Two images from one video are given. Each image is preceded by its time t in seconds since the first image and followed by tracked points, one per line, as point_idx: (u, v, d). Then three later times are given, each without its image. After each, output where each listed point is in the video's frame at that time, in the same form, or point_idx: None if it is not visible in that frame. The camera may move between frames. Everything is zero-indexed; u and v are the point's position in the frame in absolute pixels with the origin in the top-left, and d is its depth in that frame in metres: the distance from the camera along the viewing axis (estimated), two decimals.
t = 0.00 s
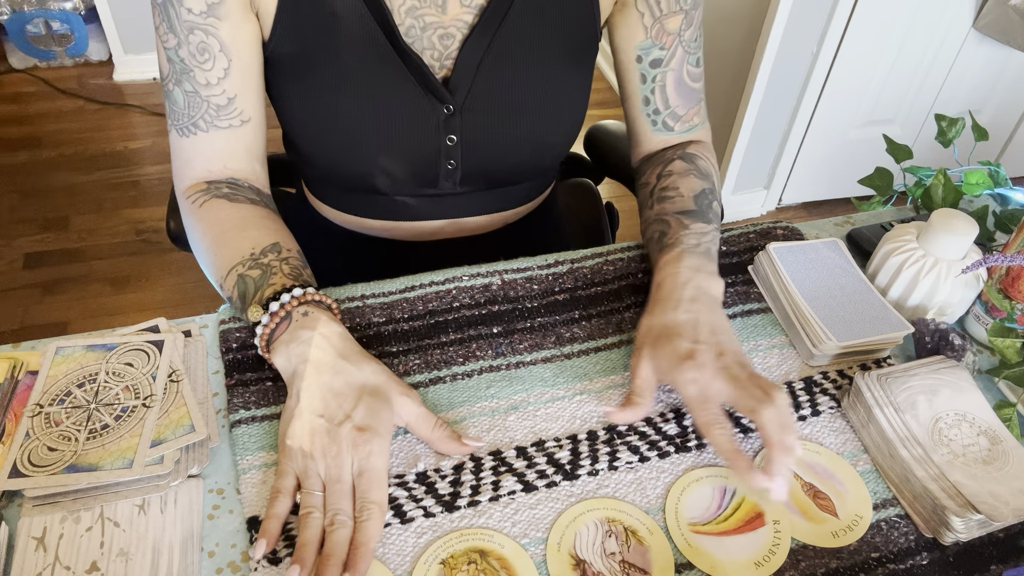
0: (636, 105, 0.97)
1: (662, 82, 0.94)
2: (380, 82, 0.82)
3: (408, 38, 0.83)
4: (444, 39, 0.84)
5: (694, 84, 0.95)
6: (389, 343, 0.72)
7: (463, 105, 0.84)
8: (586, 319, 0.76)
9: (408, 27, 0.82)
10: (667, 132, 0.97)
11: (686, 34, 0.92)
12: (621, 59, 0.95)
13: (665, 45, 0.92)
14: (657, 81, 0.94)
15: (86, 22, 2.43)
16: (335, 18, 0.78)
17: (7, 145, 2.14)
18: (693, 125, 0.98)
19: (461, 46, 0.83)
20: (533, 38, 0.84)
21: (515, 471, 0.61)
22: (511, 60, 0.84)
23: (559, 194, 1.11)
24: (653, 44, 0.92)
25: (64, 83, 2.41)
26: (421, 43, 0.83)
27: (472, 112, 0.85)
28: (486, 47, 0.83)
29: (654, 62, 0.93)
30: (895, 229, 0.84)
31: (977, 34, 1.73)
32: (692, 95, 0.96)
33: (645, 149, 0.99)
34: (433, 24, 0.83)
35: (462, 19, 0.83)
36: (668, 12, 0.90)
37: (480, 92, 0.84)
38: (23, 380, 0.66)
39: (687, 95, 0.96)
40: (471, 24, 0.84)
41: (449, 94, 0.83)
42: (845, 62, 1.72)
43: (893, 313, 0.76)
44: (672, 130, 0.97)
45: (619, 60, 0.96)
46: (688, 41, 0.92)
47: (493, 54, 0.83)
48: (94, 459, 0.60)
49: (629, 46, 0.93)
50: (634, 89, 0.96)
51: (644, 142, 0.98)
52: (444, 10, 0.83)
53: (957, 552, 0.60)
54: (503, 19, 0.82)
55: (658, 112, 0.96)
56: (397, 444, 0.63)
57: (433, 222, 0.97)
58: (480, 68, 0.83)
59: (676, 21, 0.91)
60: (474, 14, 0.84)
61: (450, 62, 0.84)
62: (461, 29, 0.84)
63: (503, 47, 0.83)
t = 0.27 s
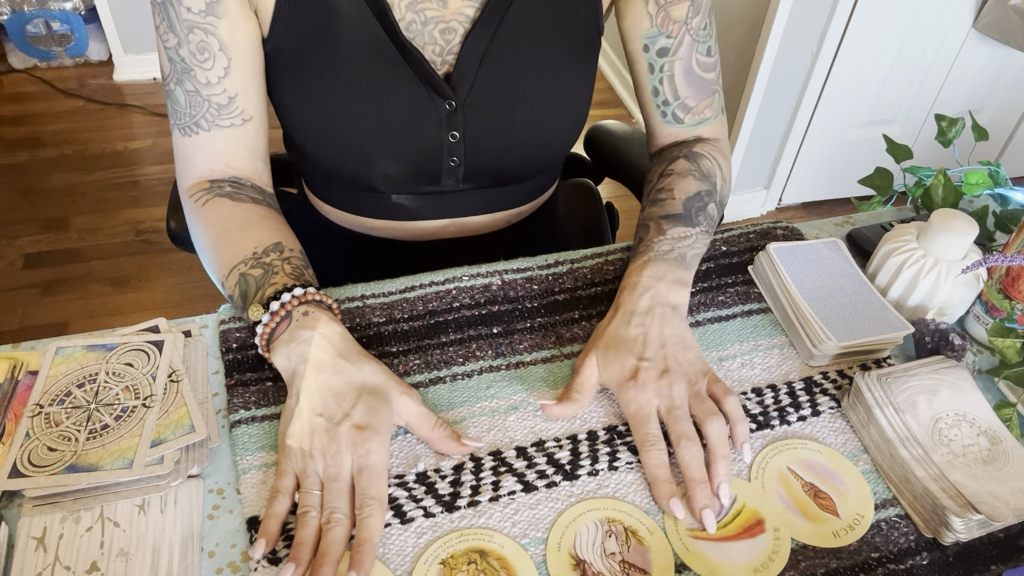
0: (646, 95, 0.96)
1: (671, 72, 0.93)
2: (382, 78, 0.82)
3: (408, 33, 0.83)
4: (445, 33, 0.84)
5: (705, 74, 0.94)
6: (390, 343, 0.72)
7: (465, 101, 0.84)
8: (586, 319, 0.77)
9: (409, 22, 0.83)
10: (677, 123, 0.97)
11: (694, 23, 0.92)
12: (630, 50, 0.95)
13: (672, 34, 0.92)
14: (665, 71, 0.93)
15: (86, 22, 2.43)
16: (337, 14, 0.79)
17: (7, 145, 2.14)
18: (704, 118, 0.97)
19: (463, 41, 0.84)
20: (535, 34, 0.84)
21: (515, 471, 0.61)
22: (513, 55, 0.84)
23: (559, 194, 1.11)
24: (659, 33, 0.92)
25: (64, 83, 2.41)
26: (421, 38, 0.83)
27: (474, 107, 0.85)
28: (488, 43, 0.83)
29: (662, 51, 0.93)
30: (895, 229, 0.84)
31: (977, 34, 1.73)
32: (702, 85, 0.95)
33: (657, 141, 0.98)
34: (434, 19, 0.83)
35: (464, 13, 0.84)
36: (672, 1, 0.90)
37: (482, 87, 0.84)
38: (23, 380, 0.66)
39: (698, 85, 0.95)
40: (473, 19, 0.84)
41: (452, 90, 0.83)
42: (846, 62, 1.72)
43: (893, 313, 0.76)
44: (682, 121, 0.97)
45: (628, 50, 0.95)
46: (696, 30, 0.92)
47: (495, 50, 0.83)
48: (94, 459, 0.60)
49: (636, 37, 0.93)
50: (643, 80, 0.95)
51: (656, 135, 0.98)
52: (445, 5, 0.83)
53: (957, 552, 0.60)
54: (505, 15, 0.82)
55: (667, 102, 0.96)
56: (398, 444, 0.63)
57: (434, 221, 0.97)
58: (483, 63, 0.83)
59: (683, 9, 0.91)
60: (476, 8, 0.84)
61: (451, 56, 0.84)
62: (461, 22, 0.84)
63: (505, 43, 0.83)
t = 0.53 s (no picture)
0: (635, 101, 0.96)
1: (662, 77, 0.94)
2: (378, 80, 0.82)
3: (406, 35, 0.83)
4: (441, 36, 0.84)
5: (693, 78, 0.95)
6: (390, 343, 0.72)
7: (461, 103, 0.84)
8: (587, 319, 0.77)
9: (406, 23, 0.82)
10: (669, 127, 0.96)
11: (683, 28, 0.92)
12: (619, 56, 0.94)
13: (663, 39, 0.92)
14: (656, 76, 0.93)
15: (86, 22, 2.43)
16: (335, 14, 0.79)
17: (7, 145, 2.14)
18: (694, 119, 0.97)
19: (459, 43, 0.83)
20: (533, 35, 0.84)
21: (515, 471, 0.61)
22: (511, 56, 0.84)
23: (558, 195, 1.11)
24: (651, 39, 0.92)
25: (64, 83, 2.41)
26: (416, 39, 0.83)
27: (470, 110, 0.85)
28: (486, 43, 0.83)
29: (653, 57, 0.93)
30: (894, 229, 0.84)
31: (977, 35, 1.73)
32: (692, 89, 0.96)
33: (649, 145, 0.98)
34: (431, 21, 0.83)
35: (461, 15, 0.83)
36: (663, 8, 0.91)
37: (479, 90, 0.84)
38: (23, 380, 0.66)
39: (687, 88, 0.95)
40: (470, 20, 0.84)
41: (447, 92, 0.83)
42: (845, 62, 1.72)
43: (894, 314, 0.76)
44: (675, 125, 0.96)
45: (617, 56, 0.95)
46: (685, 35, 0.93)
47: (492, 52, 0.83)
48: (94, 459, 0.60)
49: (626, 44, 0.93)
50: (633, 87, 0.95)
51: (646, 139, 0.98)
52: (442, 6, 0.83)
53: (957, 552, 0.60)
54: (503, 15, 0.82)
55: (659, 107, 0.95)
56: (399, 444, 0.63)
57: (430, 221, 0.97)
58: (479, 65, 0.83)
59: (673, 16, 0.91)
60: (473, 10, 0.84)
61: (447, 59, 0.84)
62: (458, 25, 0.84)
63: (502, 44, 0.83)
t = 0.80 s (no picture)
0: (627, 104, 0.97)
1: (656, 82, 0.94)
2: (388, 77, 0.82)
3: (417, 30, 0.83)
4: (452, 32, 0.84)
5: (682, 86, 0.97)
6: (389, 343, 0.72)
7: (470, 100, 0.84)
8: (587, 319, 0.76)
9: (418, 20, 0.83)
10: (658, 133, 0.97)
11: (678, 33, 0.93)
12: (615, 59, 0.94)
13: (660, 43, 0.92)
14: (651, 80, 0.94)
15: (86, 22, 2.43)
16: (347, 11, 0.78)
17: (7, 145, 2.14)
18: (681, 127, 0.99)
19: (470, 40, 0.84)
20: (541, 34, 0.84)
21: (515, 471, 0.61)
22: (520, 54, 0.84)
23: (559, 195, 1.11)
24: (649, 42, 0.92)
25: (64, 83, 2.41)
26: (427, 35, 0.84)
27: (479, 106, 0.85)
28: (496, 40, 0.83)
29: (648, 60, 0.93)
30: (894, 229, 0.84)
31: (977, 34, 1.73)
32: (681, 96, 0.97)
33: (638, 149, 0.99)
34: (442, 17, 0.83)
35: (472, 12, 0.84)
36: (663, 9, 0.90)
37: (488, 86, 0.84)
38: (23, 380, 0.66)
39: (676, 95, 0.97)
40: (481, 17, 0.84)
41: (457, 89, 0.83)
42: (846, 62, 1.72)
43: (893, 314, 0.76)
44: (663, 131, 0.98)
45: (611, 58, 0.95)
46: (680, 40, 0.93)
47: (501, 50, 0.83)
48: (94, 459, 0.60)
49: (624, 44, 0.92)
50: (626, 89, 0.96)
51: (635, 143, 0.99)
52: (453, 3, 0.83)
53: (957, 552, 0.60)
54: (513, 13, 0.82)
55: (649, 111, 0.96)
56: (399, 444, 0.63)
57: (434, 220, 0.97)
58: (489, 63, 0.83)
59: (670, 17, 0.91)
60: (484, 6, 0.84)
61: (458, 54, 0.85)
62: (469, 21, 0.84)
63: (512, 42, 0.83)
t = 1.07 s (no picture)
0: (641, 98, 0.96)
1: (668, 75, 0.94)
2: (399, 77, 0.82)
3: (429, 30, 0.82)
4: (463, 32, 0.83)
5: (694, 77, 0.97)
6: (389, 343, 0.72)
7: (480, 100, 0.85)
8: (586, 319, 0.76)
9: (428, 20, 0.82)
10: (674, 125, 0.97)
11: (687, 26, 0.93)
12: (626, 54, 0.94)
13: (670, 37, 0.92)
14: (663, 74, 0.94)
15: (86, 22, 2.43)
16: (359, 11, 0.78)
17: (7, 145, 2.14)
18: (697, 118, 0.98)
19: (479, 40, 0.83)
20: (550, 34, 0.85)
21: (515, 471, 0.61)
22: (530, 54, 0.85)
23: (560, 195, 1.11)
24: (658, 36, 0.92)
25: (64, 83, 2.41)
26: (439, 35, 0.83)
27: (488, 106, 0.85)
28: (506, 40, 0.83)
29: (659, 54, 0.93)
30: (894, 229, 0.84)
31: (977, 34, 1.73)
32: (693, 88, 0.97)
33: (655, 142, 0.97)
34: (452, 16, 0.82)
35: (482, 12, 0.83)
36: (670, 3, 0.91)
37: (497, 86, 0.84)
38: (23, 380, 0.66)
39: (690, 87, 0.96)
40: (490, 18, 0.83)
41: (467, 88, 0.83)
42: (846, 62, 1.72)
43: (894, 313, 0.76)
44: (678, 122, 0.97)
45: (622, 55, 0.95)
46: (689, 33, 0.94)
47: (510, 51, 0.83)
48: (94, 459, 0.60)
49: (634, 41, 0.92)
50: (640, 83, 0.95)
51: (652, 136, 0.97)
52: (464, 2, 0.82)
53: (957, 552, 0.60)
54: (521, 15, 0.82)
55: (664, 104, 0.96)
56: (398, 444, 0.63)
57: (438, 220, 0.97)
58: (499, 62, 0.83)
59: (678, 11, 0.92)
60: (492, 6, 0.83)
61: (467, 54, 0.84)
62: (479, 20, 0.83)
63: (521, 43, 0.84)
